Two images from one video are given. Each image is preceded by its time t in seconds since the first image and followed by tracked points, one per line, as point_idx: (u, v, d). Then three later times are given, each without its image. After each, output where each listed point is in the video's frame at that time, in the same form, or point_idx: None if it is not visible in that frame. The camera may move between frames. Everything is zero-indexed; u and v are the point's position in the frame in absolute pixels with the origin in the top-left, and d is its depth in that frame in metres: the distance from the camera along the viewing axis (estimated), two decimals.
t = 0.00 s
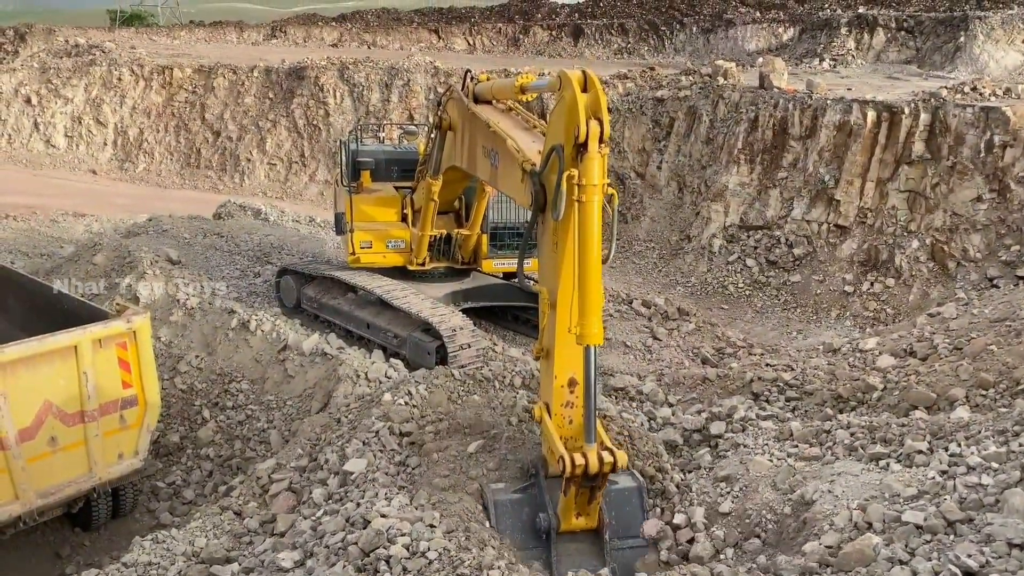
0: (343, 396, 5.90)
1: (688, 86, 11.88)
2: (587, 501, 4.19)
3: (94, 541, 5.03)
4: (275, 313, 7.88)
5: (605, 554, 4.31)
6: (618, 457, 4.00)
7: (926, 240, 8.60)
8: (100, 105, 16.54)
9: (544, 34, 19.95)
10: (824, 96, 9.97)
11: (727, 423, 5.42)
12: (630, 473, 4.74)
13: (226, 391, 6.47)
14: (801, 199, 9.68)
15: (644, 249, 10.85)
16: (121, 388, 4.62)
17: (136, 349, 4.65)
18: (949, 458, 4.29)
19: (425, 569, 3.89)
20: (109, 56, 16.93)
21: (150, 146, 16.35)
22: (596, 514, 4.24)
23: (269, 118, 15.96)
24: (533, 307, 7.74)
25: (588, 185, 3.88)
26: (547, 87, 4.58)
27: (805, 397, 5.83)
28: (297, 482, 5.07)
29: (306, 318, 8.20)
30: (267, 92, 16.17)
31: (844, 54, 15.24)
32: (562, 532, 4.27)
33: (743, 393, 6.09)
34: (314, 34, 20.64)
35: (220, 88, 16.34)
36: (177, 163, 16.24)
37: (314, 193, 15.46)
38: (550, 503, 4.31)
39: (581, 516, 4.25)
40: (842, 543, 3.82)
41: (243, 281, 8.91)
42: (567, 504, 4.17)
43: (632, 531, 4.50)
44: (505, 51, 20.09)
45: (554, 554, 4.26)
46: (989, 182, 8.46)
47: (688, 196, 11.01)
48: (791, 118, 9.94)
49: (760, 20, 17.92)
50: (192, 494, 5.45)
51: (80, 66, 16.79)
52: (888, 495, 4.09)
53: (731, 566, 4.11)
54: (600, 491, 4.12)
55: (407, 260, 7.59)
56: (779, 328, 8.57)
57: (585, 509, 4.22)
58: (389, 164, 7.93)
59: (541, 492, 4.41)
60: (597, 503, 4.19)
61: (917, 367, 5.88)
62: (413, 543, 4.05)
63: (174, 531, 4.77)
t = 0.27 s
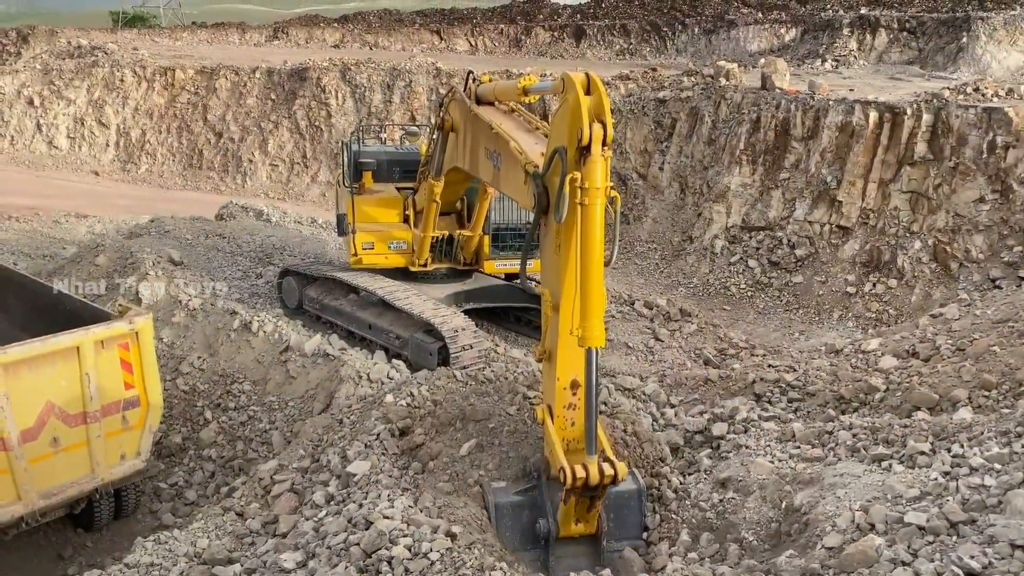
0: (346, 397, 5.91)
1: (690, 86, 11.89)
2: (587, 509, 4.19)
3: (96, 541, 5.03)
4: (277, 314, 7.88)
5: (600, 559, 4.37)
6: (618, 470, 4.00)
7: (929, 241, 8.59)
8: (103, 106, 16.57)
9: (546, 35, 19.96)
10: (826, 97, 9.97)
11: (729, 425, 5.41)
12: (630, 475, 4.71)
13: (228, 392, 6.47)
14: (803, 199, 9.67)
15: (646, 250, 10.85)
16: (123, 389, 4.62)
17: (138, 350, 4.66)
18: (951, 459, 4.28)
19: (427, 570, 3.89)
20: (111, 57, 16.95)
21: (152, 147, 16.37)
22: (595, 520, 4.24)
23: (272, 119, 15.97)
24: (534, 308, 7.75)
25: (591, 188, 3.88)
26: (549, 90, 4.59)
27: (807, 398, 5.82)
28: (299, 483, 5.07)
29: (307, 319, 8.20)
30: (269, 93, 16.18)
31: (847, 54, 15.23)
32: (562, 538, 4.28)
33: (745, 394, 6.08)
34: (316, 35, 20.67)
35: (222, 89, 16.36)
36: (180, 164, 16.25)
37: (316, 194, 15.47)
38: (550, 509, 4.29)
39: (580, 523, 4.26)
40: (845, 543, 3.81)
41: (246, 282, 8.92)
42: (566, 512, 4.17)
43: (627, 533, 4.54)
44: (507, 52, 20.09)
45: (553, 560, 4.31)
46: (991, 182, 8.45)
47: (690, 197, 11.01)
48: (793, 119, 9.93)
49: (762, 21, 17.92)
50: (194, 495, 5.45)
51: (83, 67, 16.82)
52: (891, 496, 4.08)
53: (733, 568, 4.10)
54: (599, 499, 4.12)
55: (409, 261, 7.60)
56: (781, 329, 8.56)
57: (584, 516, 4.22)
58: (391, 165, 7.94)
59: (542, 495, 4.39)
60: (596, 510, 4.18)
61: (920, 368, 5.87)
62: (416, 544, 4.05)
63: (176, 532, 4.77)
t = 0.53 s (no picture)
0: (348, 398, 5.92)
1: (692, 88, 11.89)
2: (586, 512, 4.21)
3: (99, 543, 5.04)
4: (280, 315, 7.89)
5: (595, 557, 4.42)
6: (618, 478, 3.99)
7: (931, 242, 8.58)
8: (106, 108, 16.60)
9: (548, 37, 19.97)
10: (827, 98, 9.96)
11: (732, 426, 5.41)
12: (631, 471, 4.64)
13: (231, 394, 6.48)
14: (805, 201, 9.67)
15: (649, 251, 10.85)
16: (126, 390, 4.63)
17: (141, 352, 4.67)
18: (954, 460, 4.28)
19: (430, 572, 3.89)
20: (114, 59, 16.99)
21: (155, 149, 16.39)
22: (592, 521, 4.28)
23: (274, 120, 15.99)
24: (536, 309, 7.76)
25: (594, 187, 3.88)
26: (553, 89, 4.59)
27: (810, 400, 5.82)
28: (302, 484, 5.08)
29: (310, 321, 8.21)
30: (272, 95, 16.20)
31: (849, 55, 15.23)
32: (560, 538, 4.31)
33: (747, 395, 6.07)
34: (319, 37, 20.71)
35: (225, 91, 16.39)
36: (182, 166, 16.27)
37: (318, 196, 15.47)
38: (548, 510, 4.30)
39: (578, 524, 4.29)
40: (848, 545, 3.81)
41: (248, 283, 8.93)
42: (565, 515, 4.20)
43: (626, 530, 4.52)
44: (509, 54, 20.10)
45: (548, 558, 4.37)
46: (994, 183, 8.44)
47: (692, 198, 11.01)
48: (795, 120, 9.93)
49: (764, 22, 17.94)
50: (197, 496, 5.45)
51: (86, 69, 16.87)
52: (893, 498, 4.07)
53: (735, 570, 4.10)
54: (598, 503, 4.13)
55: (412, 263, 7.61)
56: (784, 331, 8.54)
57: (583, 518, 4.25)
58: (393, 166, 7.95)
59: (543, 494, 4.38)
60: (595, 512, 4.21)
61: (922, 369, 5.87)
62: (418, 545, 4.06)
63: (179, 533, 4.78)
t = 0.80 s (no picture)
0: (352, 400, 5.92)
1: (695, 90, 11.89)
2: (589, 497, 4.22)
3: (103, 544, 5.05)
4: (283, 317, 7.90)
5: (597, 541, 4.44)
6: (623, 464, 3.96)
7: (935, 244, 8.57)
8: (110, 110, 16.64)
9: (551, 39, 19.97)
10: (831, 100, 9.96)
11: (735, 428, 5.40)
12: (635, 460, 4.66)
13: (234, 396, 6.49)
14: (809, 202, 9.66)
15: (652, 253, 10.85)
16: (130, 392, 4.64)
17: (145, 354, 4.67)
18: (958, 463, 4.27)
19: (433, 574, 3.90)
20: (118, 62, 17.04)
21: (159, 151, 16.42)
22: (596, 507, 4.28)
23: (278, 123, 16.02)
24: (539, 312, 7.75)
25: (595, 164, 3.88)
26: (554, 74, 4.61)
27: (814, 402, 5.81)
28: (305, 486, 5.08)
29: (313, 323, 8.22)
30: (275, 97, 16.23)
31: (852, 57, 15.22)
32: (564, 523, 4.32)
33: (751, 397, 6.06)
34: (322, 40, 20.75)
35: (229, 94, 16.42)
36: (186, 168, 16.30)
37: (322, 198, 15.48)
38: (553, 496, 4.29)
39: (582, 509, 4.30)
40: (852, 548, 3.80)
41: (252, 285, 8.94)
42: (569, 499, 4.21)
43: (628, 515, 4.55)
44: (512, 56, 20.11)
45: (550, 543, 4.37)
46: (998, 185, 8.42)
47: (696, 200, 10.99)
48: (799, 122, 9.92)
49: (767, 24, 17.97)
50: (200, 498, 5.45)
51: (90, 72, 16.91)
52: (897, 500, 4.06)
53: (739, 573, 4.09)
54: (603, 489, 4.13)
55: (415, 265, 7.63)
56: (787, 332, 8.53)
57: (586, 503, 4.25)
58: (397, 168, 7.93)
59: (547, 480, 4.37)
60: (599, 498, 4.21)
61: (926, 371, 5.85)
62: (421, 548, 4.07)
63: (182, 535, 4.78)
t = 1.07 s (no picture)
0: (356, 402, 5.93)
1: (699, 92, 11.88)
2: (594, 472, 4.19)
3: (108, 547, 5.06)
4: (288, 320, 7.91)
5: (602, 517, 4.38)
6: (628, 439, 3.96)
7: (940, 246, 8.55)
8: (115, 113, 16.69)
9: (555, 41, 19.95)
10: (835, 102, 9.95)
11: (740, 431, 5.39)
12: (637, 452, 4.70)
13: (239, 398, 6.49)
14: (814, 205, 9.65)
15: (656, 255, 10.85)
16: (135, 394, 4.65)
17: (150, 356, 4.68)
18: (964, 466, 4.26)
19: None
20: (123, 65, 17.10)
21: (164, 154, 16.46)
22: (602, 483, 4.25)
23: (282, 125, 16.05)
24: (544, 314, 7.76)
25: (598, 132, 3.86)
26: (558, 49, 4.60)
27: (819, 404, 5.79)
28: (310, 489, 5.08)
29: (318, 325, 8.23)
30: (280, 101, 16.27)
31: (857, 59, 15.21)
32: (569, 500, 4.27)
33: (756, 400, 6.05)
34: (327, 42, 20.81)
35: (234, 97, 16.47)
36: (191, 171, 16.34)
37: (326, 201, 15.50)
38: (559, 473, 4.23)
39: (587, 486, 4.27)
40: (857, 551, 3.78)
41: (256, 288, 8.95)
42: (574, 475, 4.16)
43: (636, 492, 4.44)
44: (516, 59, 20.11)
45: (556, 520, 4.31)
46: (1003, 187, 8.40)
47: (700, 202, 10.98)
48: (803, 124, 9.92)
49: (771, 26, 17.99)
50: (205, 500, 5.46)
51: (96, 75, 16.98)
52: (903, 503, 4.05)
53: None
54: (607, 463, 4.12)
55: (419, 267, 7.62)
56: (792, 335, 8.50)
57: (591, 479, 4.21)
58: (402, 170, 7.94)
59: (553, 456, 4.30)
60: (604, 473, 4.18)
61: (931, 374, 5.84)
62: (426, 551, 4.08)
63: (187, 537, 4.79)
